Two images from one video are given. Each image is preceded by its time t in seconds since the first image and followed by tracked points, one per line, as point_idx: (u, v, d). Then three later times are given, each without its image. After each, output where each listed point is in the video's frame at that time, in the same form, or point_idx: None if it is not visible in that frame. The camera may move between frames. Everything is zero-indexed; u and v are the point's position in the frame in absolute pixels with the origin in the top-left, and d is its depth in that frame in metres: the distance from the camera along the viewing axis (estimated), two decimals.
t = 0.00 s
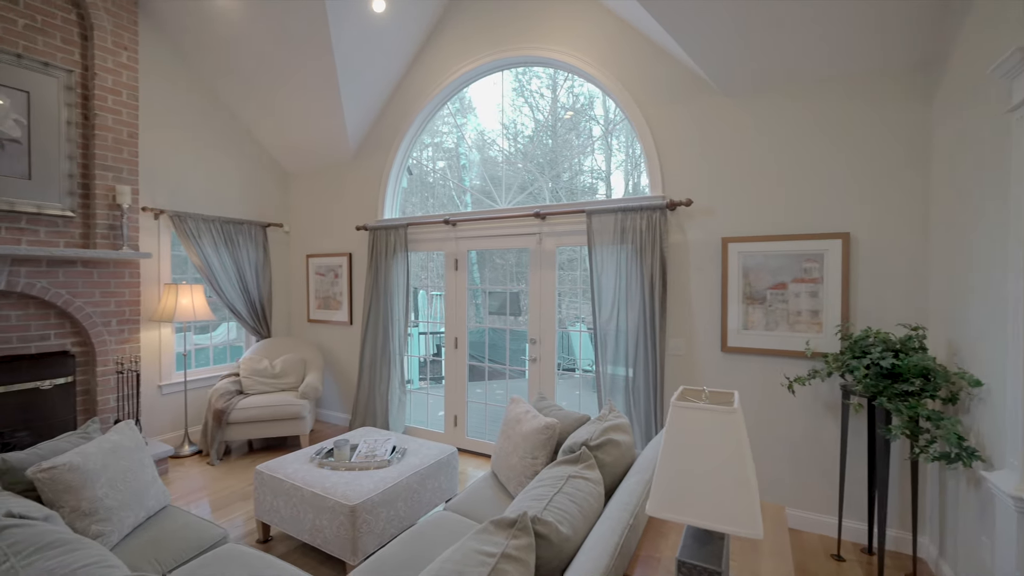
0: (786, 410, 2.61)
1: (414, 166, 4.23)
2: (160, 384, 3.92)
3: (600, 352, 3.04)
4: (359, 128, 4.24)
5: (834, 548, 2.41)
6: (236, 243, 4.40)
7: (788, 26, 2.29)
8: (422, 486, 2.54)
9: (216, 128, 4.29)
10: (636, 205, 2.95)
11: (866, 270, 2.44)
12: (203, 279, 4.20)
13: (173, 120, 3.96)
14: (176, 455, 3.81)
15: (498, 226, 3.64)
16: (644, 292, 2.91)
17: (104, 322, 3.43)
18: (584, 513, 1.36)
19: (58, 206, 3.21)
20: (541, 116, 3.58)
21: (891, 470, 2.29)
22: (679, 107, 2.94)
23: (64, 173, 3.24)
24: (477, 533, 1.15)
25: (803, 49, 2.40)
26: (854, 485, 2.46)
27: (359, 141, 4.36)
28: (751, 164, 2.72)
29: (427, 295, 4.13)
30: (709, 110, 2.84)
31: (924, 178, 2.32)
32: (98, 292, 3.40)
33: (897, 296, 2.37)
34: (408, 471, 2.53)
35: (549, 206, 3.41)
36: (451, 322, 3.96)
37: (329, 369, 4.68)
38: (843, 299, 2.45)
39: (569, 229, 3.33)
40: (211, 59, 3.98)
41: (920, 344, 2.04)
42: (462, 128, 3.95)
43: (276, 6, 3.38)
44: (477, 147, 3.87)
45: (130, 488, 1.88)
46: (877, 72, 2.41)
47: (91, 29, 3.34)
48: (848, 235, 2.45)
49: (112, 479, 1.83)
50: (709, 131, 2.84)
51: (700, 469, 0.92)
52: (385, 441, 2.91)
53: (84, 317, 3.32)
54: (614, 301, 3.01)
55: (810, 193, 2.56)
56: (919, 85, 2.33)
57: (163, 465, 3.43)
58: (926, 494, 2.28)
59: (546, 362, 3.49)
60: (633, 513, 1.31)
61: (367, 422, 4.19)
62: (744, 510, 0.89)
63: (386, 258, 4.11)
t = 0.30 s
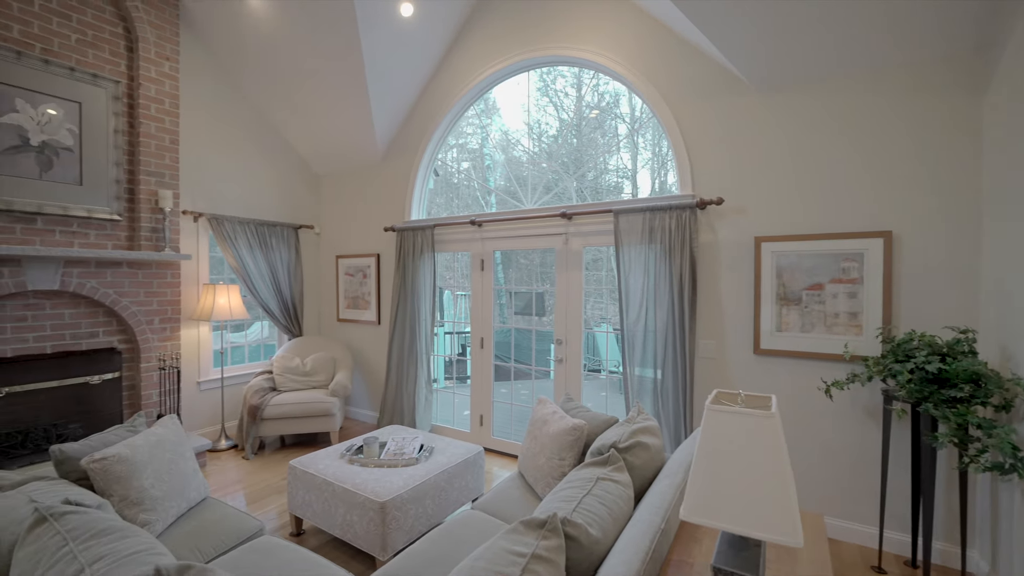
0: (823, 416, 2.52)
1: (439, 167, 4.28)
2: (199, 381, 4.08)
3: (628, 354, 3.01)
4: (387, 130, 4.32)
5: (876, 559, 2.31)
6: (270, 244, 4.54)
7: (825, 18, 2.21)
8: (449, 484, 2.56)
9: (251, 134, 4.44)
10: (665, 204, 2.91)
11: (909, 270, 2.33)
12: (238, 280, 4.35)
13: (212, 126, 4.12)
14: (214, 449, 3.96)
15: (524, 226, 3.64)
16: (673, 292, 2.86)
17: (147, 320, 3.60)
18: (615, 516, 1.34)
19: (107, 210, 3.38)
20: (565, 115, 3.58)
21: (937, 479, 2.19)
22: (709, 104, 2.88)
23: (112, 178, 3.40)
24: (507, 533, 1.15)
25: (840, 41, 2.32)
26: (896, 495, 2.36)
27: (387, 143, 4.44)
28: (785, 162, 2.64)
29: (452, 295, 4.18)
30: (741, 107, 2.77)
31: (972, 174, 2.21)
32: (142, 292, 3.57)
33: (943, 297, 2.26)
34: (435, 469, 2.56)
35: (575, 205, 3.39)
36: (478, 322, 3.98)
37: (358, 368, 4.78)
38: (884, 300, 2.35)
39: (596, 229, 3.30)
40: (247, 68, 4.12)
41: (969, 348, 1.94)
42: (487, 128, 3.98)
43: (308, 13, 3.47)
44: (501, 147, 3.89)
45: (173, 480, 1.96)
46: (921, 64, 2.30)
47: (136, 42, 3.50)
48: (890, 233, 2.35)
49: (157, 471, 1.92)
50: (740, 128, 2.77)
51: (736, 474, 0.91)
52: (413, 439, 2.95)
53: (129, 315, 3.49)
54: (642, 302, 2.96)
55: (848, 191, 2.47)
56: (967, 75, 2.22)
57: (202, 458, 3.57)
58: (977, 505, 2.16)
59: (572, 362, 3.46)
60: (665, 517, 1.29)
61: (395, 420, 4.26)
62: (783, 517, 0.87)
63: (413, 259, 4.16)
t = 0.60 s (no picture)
0: (863, 422, 2.43)
1: (465, 168, 4.32)
2: (236, 377, 4.23)
3: (657, 355, 2.96)
4: (414, 133, 4.38)
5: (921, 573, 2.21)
6: (302, 245, 4.67)
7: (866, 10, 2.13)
8: (477, 483, 2.58)
9: (285, 138, 4.58)
10: (695, 203, 2.85)
11: (958, 270, 2.22)
12: (272, 280, 4.49)
13: (248, 132, 4.27)
14: (249, 443, 4.10)
15: (550, 226, 3.62)
16: (703, 293, 2.80)
17: (188, 319, 3.75)
18: (646, 520, 1.32)
19: (152, 214, 3.55)
20: (591, 114, 3.55)
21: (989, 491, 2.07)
22: (740, 100, 2.81)
23: (155, 183, 3.57)
24: (538, 534, 1.15)
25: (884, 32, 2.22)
26: (944, 506, 2.25)
27: (415, 146, 4.50)
28: (823, 159, 2.55)
29: (478, 295, 4.21)
30: (775, 103, 2.69)
31: None
32: (183, 292, 3.73)
33: (995, 299, 2.15)
34: (463, 468, 2.58)
35: (603, 205, 3.35)
36: (504, 322, 3.99)
37: (387, 366, 4.87)
38: (930, 302, 2.25)
39: (623, 228, 3.26)
40: (281, 75, 4.25)
41: None
42: (512, 129, 4.00)
43: (339, 20, 3.56)
44: (527, 147, 3.90)
45: (214, 472, 2.04)
46: (972, 54, 2.19)
47: (178, 52, 3.66)
48: (937, 232, 2.24)
49: (200, 464, 2.00)
50: (775, 125, 2.70)
51: (775, 480, 0.90)
52: (440, 438, 2.99)
53: (171, 314, 3.64)
54: (672, 303, 2.91)
55: (890, 188, 2.37)
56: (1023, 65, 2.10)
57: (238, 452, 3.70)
58: None
59: (599, 364, 3.44)
60: (699, 523, 1.26)
61: (422, 419, 4.31)
62: (827, 526, 0.85)
63: (440, 259, 4.21)
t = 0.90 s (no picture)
0: (908, 428, 2.33)
1: (491, 169, 4.34)
2: (270, 374, 4.37)
3: (687, 357, 2.91)
4: (441, 135, 4.43)
5: None
6: (333, 246, 4.79)
7: None
8: (504, 483, 2.59)
9: (317, 142, 4.70)
10: (727, 201, 2.78)
11: (1013, 269, 2.09)
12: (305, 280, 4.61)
13: (283, 137, 4.41)
14: (283, 438, 4.23)
15: (577, 226, 3.60)
16: (735, 293, 2.73)
17: (226, 317, 3.90)
18: (678, 524, 1.30)
19: (192, 216, 3.71)
20: (617, 112, 3.52)
21: None
22: (774, 96, 2.73)
23: (196, 187, 3.72)
24: (569, 534, 1.15)
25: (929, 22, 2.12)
26: (997, 519, 2.13)
27: (442, 147, 4.55)
28: (863, 155, 2.45)
29: (504, 295, 4.23)
30: (811, 97, 2.60)
31: None
32: (222, 291, 3.88)
33: None
34: (490, 468, 2.59)
35: (630, 204, 3.31)
36: (530, 322, 3.99)
37: (415, 365, 4.94)
38: (982, 303, 2.13)
39: (652, 228, 3.21)
40: (313, 81, 4.37)
41: None
42: (538, 129, 4.00)
43: (369, 26, 3.64)
44: (552, 147, 3.89)
45: (253, 466, 2.12)
46: None
47: (217, 61, 3.82)
48: (989, 230, 2.13)
49: (239, 457, 2.08)
50: (811, 120, 2.61)
51: (817, 485, 0.88)
52: (468, 437, 3.01)
53: (210, 313, 3.79)
54: (703, 304, 2.85)
55: (936, 184, 2.26)
56: None
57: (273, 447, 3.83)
58: None
59: (627, 365, 3.39)
60: (734, 529, 1.23)
61: (449, 418, 4.35)
62: (872, 534, 0.83)
63: (467, 259, 4.24)
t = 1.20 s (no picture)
0: (955, 435, 2.22)
1: (516, 170, 4.35)
2: (301, 372, 4.48)
3: (717, 358, 2.85)
4: (466, 136, 4.47)
5: None
6: (361, 247, 4.88)
7: None
8: (530, 483, 2.59)
9: (346, 145, 4.80)
10: (760, 199, 2.71)
11: None
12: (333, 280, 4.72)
13: (313, 140, 4.52)
14: (313, 435, 4.34)
15: (603, 225, 3.56)
16: (768, 294, 2.66)
17: (259, 316, 4.02)
18: (711, 528, 1.28)
19: (228, 218, 3.84)
20: (643, 110, 3.47)
21: None
22: (808, 90, 2.65)
23: (231, 190, 3.85)
24: (600, 536, 1.15)
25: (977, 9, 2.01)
26: None
27: (467, 148, 4.58)
28: (905, 150, 2.35)
29: (528, 295, 4.22)
30: (848, 91, 2.51)
31: None
32: (256, 291, 4.00)
33: None
34: (517, 467, 2.60)
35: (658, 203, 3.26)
36: (555, 322, 3.98)
37: (440, 365, 4.99)
38: None
39: (680, 227, 3.15)
40: (342, 85, 4.46)
41: None
42: (562, 129, 3.99)
43: (396, 30, 3.70)
44: (577, 146, 3.87)
45: (287, 461, 2.18)
46: None
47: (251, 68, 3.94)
48: None
49: (274, 452, 2.14)
50: (848, 114, 2.52)
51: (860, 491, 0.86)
52: (494, 436, 3.02)
53: (245, 312, 3.92)
54: (734, 305, 2.79)
55: (986, 179, 2.15)
56: None
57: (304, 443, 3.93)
58: None
59: (654, 366, 3.34)
60: (770, 535, 1.20)
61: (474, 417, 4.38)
62: (920, 543, 0.80)
63: (492, 259, 4.26)
